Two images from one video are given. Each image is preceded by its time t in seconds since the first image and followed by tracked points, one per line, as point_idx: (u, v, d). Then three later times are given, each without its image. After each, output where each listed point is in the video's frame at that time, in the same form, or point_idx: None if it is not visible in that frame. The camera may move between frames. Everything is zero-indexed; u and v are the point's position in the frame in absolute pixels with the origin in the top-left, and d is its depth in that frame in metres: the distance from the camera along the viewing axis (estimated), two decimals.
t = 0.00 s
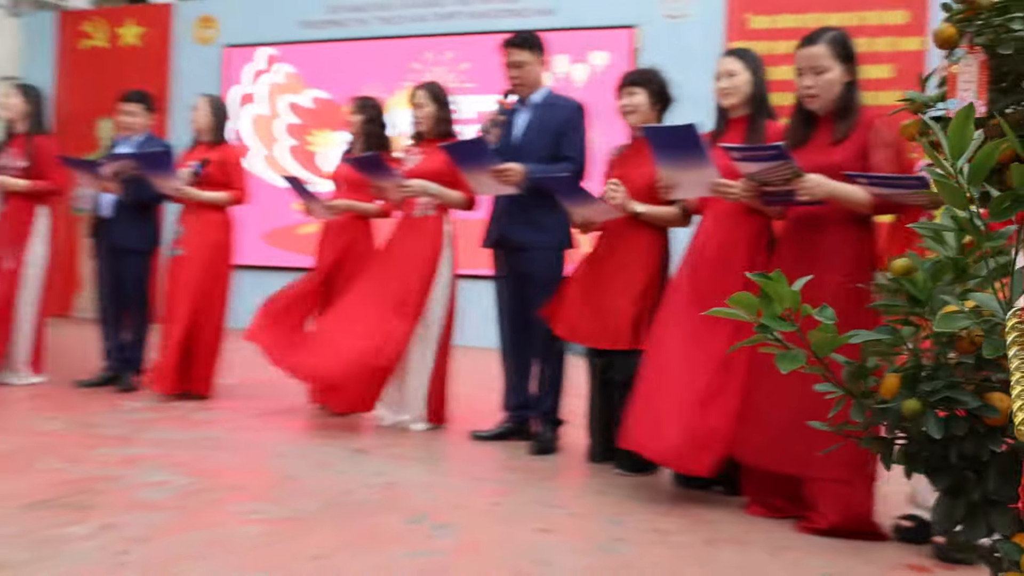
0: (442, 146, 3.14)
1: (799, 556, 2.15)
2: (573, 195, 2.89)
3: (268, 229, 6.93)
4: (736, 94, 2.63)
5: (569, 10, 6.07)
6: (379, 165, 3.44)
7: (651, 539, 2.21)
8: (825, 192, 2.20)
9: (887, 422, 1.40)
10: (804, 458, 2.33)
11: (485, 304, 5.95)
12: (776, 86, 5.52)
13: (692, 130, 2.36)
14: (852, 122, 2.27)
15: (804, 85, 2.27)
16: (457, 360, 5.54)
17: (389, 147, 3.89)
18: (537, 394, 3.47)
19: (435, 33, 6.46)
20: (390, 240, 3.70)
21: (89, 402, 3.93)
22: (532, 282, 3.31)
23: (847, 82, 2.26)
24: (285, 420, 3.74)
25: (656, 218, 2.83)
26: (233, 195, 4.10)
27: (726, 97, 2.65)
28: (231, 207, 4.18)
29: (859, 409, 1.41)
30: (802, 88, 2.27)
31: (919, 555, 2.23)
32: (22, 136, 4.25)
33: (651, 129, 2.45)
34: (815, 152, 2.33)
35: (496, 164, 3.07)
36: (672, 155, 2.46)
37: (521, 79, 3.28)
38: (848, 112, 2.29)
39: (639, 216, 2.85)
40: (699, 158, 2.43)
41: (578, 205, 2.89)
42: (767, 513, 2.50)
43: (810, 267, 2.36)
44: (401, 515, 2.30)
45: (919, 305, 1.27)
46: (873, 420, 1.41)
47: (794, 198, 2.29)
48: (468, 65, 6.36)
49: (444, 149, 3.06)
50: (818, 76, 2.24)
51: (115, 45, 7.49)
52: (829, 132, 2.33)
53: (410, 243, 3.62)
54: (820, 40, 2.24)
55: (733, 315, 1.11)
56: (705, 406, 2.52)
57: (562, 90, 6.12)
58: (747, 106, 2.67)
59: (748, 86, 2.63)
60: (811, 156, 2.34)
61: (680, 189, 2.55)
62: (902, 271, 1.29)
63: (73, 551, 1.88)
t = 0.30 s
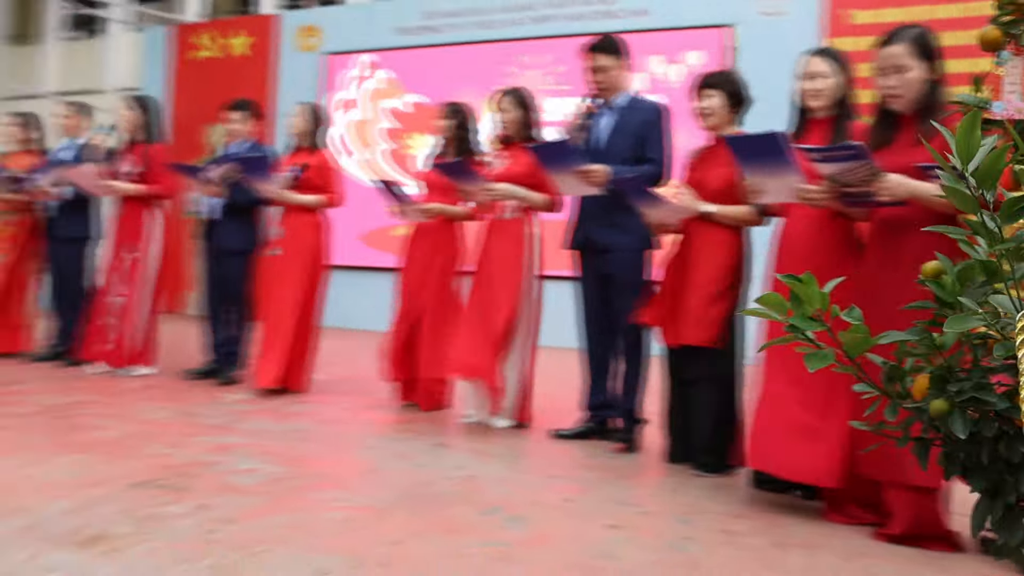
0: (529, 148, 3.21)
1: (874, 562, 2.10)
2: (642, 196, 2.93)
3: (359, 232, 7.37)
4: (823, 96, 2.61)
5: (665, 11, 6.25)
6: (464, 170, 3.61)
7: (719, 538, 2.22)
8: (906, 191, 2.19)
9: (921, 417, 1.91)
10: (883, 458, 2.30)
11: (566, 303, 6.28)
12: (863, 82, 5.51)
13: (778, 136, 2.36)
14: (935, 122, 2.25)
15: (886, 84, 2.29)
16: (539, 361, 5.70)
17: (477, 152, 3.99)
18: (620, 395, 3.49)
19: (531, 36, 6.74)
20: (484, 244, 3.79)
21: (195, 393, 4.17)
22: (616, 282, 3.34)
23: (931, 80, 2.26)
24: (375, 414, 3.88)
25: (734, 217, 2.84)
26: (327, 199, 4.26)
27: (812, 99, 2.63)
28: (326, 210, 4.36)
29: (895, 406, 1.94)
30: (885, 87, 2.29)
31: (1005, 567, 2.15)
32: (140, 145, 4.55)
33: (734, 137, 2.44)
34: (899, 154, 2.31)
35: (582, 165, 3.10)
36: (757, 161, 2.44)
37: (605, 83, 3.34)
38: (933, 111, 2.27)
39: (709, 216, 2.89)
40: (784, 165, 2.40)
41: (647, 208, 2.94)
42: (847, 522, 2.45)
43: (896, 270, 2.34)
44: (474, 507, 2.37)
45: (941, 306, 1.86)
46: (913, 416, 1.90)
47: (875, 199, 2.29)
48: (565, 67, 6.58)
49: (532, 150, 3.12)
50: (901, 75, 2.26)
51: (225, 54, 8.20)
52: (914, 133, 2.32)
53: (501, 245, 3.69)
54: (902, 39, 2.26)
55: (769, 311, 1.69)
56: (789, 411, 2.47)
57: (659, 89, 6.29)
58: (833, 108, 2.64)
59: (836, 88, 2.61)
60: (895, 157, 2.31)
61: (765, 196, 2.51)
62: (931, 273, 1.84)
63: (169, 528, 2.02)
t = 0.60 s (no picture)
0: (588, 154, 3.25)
1: (921, 565, 2.09)
2: (705, 201, 2.93)
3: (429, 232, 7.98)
4: (889, 97, 2.58)
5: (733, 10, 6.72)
6: (521, 171, 3.62)
7: (765, 538, 2.22)
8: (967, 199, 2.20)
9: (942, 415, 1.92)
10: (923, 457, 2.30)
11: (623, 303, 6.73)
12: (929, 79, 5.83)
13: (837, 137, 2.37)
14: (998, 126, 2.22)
15: (948, 86, 2.26)
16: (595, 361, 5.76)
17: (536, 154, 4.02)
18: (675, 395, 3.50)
19: (599, 35, 7.28)
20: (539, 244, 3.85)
21: (257, 388, 4.30)
22: (673, 282, 3.34)
23: (997, 83, 2.21)
24: (432, 410, 3.96)
25: (796, 221, 2.80)
26: (389, 197, 4.39)
27: (879, 100, 2.60)
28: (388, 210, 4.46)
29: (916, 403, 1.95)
30: (947, 89, 2.27)
31: None
32: (204, 145, 4.73)
33: (794, 146, 2.47)
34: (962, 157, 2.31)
35: (642, 171, 3.13)
36: (818, 166, 2.46)
37: (662, 87, 3.33)
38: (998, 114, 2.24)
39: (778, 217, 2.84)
40: (846, 167, 2.40)
41: (710, 209, 2.92)
42: (902, 526, 2.41)
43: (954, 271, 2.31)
44: (523, 502, 2.41)
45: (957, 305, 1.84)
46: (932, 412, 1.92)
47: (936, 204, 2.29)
48: (627, 67, 7.14)
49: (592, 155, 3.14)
50: (964, 78, 2.23)
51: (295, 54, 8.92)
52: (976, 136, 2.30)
53: (561, 245, 3.73)
54: (967, 41, 2.21)
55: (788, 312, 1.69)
56: (842, 414, 2.46)
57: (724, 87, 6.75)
58: (896, 110, 2.62)
59: (902, 91, 2.58)
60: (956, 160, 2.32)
61: (830, 200, 2.50)
62: (949, 275, 1.83)
63: (227, 515, 2.10)
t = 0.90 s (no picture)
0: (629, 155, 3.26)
1: (963, 565, 2.08)
2: (757, 194, 2.85)
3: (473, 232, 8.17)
4: (942, 96, 2.58)
5: (773, 9, 6.84)
6: (557, 173, 3.66)
7: (804, 536, 2.23)
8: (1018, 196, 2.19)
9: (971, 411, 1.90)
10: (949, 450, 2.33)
11: (661, 302, 7.01)
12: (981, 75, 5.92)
13: (882, 132, 2.33)
14: None
15: (1001, 82, 2.25)
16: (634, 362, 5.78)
17: (577, 155, 4.04)
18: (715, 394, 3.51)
19: (639, 35, 7.43)
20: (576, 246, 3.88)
21: (300, 388, 4.37)
22: (713, 283, 3.34)
23: None
24: (472, 410, 4.00)
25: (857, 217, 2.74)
26: (430, 199, 4.44)
27: (930, 99, 2.60)
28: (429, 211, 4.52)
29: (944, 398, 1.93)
30: (1000, 85, 2.26)
31: None
32: (247, 148, 4.81)
33: (840, 144, 2.45)
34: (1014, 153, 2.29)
35: (682, 174, 3.14)
36: (865, 164, 2.44)
37: (706, 87, 3.34)
38: None
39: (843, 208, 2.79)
40: (893, 165, 2.39)
41: (764, 203, 2.85)
42: (944, 526, 2.39)
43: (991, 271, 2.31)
44: (564, 500, 2.44)
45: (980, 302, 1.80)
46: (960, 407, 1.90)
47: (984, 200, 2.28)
48: (667, 66, 7.29)
49: (632, 158, 3.15)
50: (1018, 75, 2.22)
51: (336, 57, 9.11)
52: None
53: (597, 247, 3.75)
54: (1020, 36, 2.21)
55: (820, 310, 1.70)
56: (877, 417, 2.47)
57: (767, 86, 6.88)
58: (947, 108, 2.61)
59: (954, 89, 2.58)
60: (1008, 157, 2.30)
61: (879, 198, 2.49)
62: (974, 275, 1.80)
63: (274, 511, 2.15)
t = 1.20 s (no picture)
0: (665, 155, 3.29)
1: (999, 562, 2.10)
2: (792, 188, 2.85)
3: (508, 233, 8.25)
4: (983, 97, 2.59)
5: (809, 8, 6.84)
6: (590, 176, 3.72)
7: (841, 533, 2.26)
8: None
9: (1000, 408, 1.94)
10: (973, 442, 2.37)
11: (697, 302, 7.03)
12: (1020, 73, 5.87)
13: (918, 128, 2.37)
14: None
15: None
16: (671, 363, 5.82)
17: (611, 157, 4.09)
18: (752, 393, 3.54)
19: (672, 36, 7.45)
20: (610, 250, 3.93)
21: (343, 388, 4.47)
22: (748, 284, 3.37)
23: None
24: (512, 410, 4.07)
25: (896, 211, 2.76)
26: (468, 202, 4.52)
27: (970, 100, 2.61)
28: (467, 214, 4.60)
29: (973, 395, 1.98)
30: None
31: None
32: (292, 153, 4.95)
33: (878, 139, 2.48)
34: None
35: (719, 175, 3.16)
36: (901, 159, 2.48)
37: (745, 89, 3.34)
38: None
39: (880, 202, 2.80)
40: (930, 161, 2.41)
41: (800, 198, 2.84)
42: (981, 523, 2.40)
43: None
44: (603, 497, 2.49)
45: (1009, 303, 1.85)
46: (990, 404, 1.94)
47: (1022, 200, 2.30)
48: (702, 67, 7.31)
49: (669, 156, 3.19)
50: None
51: (373, 62, 9.24)
52: None
53: (628, 250, 3.80)
54: None
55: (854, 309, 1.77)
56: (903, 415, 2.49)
57: (802, 85, 6.88)
58: (987, 110, 2.62)
59: (994, 91, 2.59)
60: None
61: (914, 195, 2.52)
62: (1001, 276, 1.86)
63: (323, 506, 2.23)
